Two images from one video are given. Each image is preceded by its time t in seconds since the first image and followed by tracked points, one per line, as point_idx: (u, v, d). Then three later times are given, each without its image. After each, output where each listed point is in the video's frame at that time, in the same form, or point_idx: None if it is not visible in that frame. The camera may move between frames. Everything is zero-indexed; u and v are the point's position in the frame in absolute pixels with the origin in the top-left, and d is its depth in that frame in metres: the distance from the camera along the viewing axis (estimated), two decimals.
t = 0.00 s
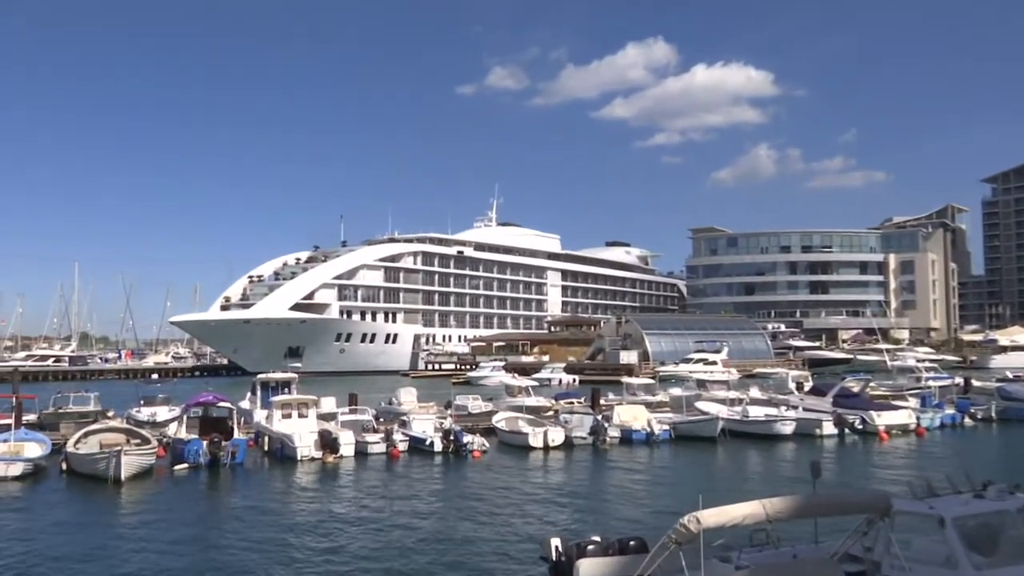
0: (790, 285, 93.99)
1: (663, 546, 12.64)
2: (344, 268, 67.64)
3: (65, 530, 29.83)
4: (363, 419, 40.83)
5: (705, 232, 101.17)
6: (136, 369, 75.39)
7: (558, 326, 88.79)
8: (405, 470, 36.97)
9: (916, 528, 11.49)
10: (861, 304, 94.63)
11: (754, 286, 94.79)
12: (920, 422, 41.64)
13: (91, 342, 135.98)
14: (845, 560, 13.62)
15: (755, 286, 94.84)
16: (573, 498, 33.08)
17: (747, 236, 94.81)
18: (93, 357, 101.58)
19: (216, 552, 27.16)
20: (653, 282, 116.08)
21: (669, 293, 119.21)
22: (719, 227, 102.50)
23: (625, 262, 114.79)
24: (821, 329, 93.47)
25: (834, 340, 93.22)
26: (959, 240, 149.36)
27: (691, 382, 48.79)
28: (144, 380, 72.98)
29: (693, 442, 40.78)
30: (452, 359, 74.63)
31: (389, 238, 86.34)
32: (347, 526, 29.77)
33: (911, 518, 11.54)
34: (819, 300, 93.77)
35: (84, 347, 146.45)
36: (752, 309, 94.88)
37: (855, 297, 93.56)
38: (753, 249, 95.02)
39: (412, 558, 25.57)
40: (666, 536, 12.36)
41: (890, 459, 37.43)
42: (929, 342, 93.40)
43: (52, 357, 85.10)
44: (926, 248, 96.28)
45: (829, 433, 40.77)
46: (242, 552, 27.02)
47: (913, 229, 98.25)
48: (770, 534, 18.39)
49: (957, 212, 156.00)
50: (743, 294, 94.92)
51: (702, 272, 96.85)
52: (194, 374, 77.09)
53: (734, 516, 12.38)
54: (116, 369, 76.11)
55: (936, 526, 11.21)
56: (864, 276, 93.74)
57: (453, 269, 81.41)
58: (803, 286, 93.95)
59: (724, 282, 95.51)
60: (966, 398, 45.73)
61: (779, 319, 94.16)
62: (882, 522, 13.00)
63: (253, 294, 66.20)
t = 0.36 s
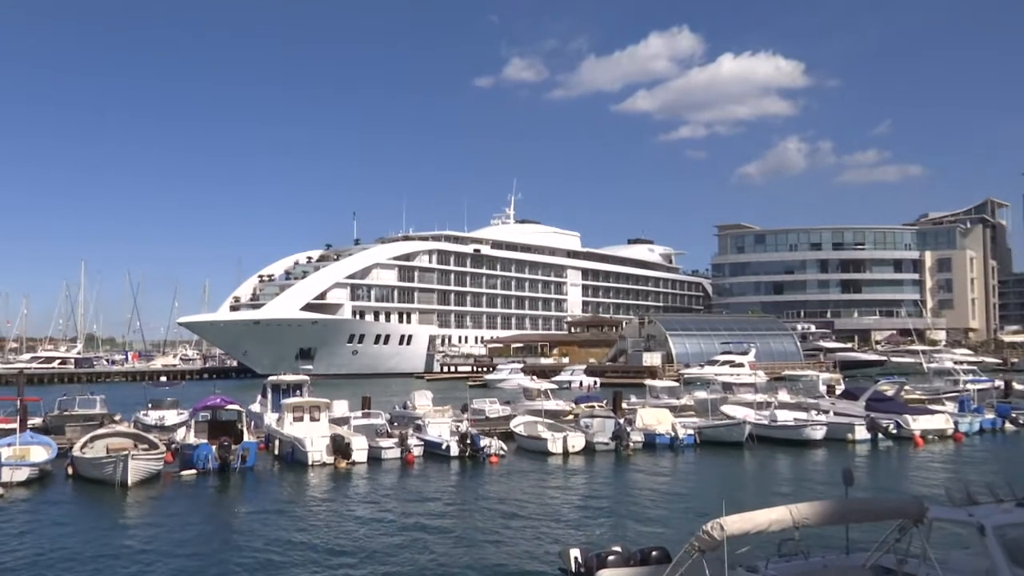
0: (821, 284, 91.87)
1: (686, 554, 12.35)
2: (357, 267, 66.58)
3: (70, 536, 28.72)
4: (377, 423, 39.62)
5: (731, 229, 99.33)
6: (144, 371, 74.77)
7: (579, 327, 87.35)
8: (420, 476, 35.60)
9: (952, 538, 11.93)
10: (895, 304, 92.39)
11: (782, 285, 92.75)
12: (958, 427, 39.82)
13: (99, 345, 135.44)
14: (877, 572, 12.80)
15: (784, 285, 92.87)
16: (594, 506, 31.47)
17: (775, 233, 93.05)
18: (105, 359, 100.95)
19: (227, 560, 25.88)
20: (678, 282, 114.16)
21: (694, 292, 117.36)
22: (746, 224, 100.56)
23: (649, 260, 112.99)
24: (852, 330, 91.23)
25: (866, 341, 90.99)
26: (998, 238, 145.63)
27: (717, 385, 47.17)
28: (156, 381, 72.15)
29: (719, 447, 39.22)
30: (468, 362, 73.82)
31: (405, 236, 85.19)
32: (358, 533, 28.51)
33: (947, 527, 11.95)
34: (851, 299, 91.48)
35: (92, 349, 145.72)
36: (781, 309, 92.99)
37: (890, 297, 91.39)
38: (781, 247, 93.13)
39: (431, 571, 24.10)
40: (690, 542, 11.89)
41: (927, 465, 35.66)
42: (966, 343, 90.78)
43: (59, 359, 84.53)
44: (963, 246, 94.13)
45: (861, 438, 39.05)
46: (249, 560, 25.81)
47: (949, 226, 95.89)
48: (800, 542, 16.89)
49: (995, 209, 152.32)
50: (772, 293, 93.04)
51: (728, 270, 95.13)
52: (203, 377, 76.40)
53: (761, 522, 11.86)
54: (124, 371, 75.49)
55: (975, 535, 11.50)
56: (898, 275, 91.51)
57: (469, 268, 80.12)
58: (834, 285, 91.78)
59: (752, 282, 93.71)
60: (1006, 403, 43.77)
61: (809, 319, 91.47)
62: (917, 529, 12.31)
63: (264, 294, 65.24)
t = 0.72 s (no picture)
0: (843, 283, 90.26)
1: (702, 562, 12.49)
2: (362, 266, 65.45)
3: (64, 542, 27.62)
4: (382, 427, 38.39)
5: (749, 226, 97.79)
6: (142, 374, 74.40)
7: (592, 328, 86.12)
8: (427, 482, 34.36)
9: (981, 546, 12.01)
10: (921, 304, 90.68)
11: (803, 284, 91.15)
12: (987, 432, 38.26)
13: (98, 345, 134.28)
14: None
15: (804, 284, 91.20)
16: (607, 512, 30.12)
17: (795, 231, 91.60)
18: (102, 360, 99.91)
19: (222, 569, 24.70)
20: (694, 281, 112.62)
21: (711, 292, 115.84)
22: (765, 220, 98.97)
23: (665, 259, 111.45)
24: (876, 331, 89.37)
25: (891, 342, 88.86)
26: None
27: (734, 388, 45.73)
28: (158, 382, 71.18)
29: (737, 452, 37.78)
30: (477, 363, 72.80)
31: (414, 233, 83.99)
32: (359, 541, 27.27)
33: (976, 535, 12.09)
34: (875, 298, 89.79)
35: (89, 350, 144.50)
36: (803, 309, 91.40)
37: (916, 296, 89.55)
38: (800, 245, 91.57)
39: None
40: (706, 550, 12.02)
41: (956, 471, 34.11)
42: (996, 343, 88.43)
43: (53, 361, 83.75)
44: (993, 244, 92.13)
45: (885, 443, 37.49)
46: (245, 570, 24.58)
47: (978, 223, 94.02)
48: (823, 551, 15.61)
49: None
50: (792, 292, 91.41)
51: (747, 269, 93.76)
52: (201, 378, 75.72)
53: (779, 529, 11.99)
54: (121, 374, 74.86)
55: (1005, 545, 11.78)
56: (925, 274, 89.78)
57: (478, 266, 78.80)
58: (857, 284, 90.13)
59: (770, 281, 92.27)
60: None
61: (832, 319, 90.10)
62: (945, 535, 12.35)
63: (265, 294, 64.25)
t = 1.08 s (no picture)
0: (866, 280, 88.64)
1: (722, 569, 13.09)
2: (365, 262, 64.25)
3: (57, 548, 26.49)
4: (387, 429, 37.19)
5: (768, 220, 96.29)
6: (137, 374, 73.61)
7: (605, 325, 84.83)
8: (433, 486, 33.14)
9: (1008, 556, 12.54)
10: (948, 301, 88.90)
11: (824, 280, 89.55)
12: (1016, 435, 36.74)
13: (93, 345, 132.91)
14: None
15: (825, 280, 89.65)
16: (620, 517, 28.86)
17: (815, 225, 90.14)
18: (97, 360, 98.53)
19: None
20: (710, 277, 111.08)
21: (728, 289, 114.38)
22: (784, 214, 97.50)
23: (680, 254, 109.83)
24: (899, 329, 87.31)
25: (918, 342, 86.61)
26: None
27: (752, 389, 44.37)
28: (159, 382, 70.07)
29: (756, 456, 36.39)
30: (486, 363, 71.70)
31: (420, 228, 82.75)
32: (361, 547, 26.14)
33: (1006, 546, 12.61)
34: (898, 295, 88.37)
35: (84, 351, 142.73)
36: (823, 306, 90.02)
37: (942, 293, 87.87)
38: (821, 239, 90.12)
39: None
40: (726, 557, 12.49)
41: (986, 475, 32.62)
42: None
43: (47, 361, 82.77)
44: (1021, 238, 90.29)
45: (910, 446, 36.03)
46: None
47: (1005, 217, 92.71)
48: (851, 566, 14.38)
49: None
50: (813, 288, 89.87)
51: (765, 265, 92.24)
52: (199, 379, 74.78)
53: (799, 538, 12.48)
54: (115, 374, 73.90)
55: None
56: (951, 270, 88.31)
57: (486, 262, 77.52)
58: (880, 280, 88.56)
59: (790, 278, 90.82)
60: None
61: (854, 317, 88.83)
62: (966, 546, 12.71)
63: (264, 291, 63.19)
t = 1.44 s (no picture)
0: (886, 275, 87.01)
1: None
2: (365, 258, 63.19)
3: (44, 552, 25.41)
4: (389, 429, 36.03)
5: (784, 213, 95.11)
6: (131, 373, 72.72)
7: (615, 322, 83.53)
8: (437, 488, 31.97)
9: None
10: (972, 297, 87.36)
11: (843, 275, 87.97)
12: None
13: (87, 341, 131.36)
14: None
15: (844, 276, 88.07)
16: (631, 519, 27.69)
17: (834, 218, 88.69)
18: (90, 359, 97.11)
19: None
20: (725, 273, 109.71)
21: (745, 285, 113.22)
22: (801, 207, 96.07)
23: (693, 249, 108.37)
24: (921, 327, 85.50)
25: (941, 340, 84.96)
26: None
27: (767, 388, 43.16)
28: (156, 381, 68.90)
29: (772, 458, 35.07)
30: (491, 361, 70.71)
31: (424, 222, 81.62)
32: (360, 550, 25.08)
33: None
34: (921, 290, 86.56)
35: (78, 349, 140.91)
36: (843, 303, 88.24)
37: (966, 289, 86.41)
38: (839, 233, 88.57)
39: None
40: (740, 566, 11.79)
41: (1012, 477, 31.28)
42: None
43: (40, 359, 81.93)
44: None
45: (932, 448, 34.66)
46: None
47: None
48: None
49: None
50: (831, 284, 88.25)
51: (781, 260, 90.93)
52: (197, 378, 73.87)
53: (817, 545, 11.72)
54: (109, 373, 72.94)
55: None
56: (975, 264, 86.73)
57: (491, 257, 76.35)
58: (902, 275, 86.90)
59: (808, 273, 89.18)
60: None
61: (873, 313, 86.87)
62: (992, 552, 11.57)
63: (263, 287, 62.17)
